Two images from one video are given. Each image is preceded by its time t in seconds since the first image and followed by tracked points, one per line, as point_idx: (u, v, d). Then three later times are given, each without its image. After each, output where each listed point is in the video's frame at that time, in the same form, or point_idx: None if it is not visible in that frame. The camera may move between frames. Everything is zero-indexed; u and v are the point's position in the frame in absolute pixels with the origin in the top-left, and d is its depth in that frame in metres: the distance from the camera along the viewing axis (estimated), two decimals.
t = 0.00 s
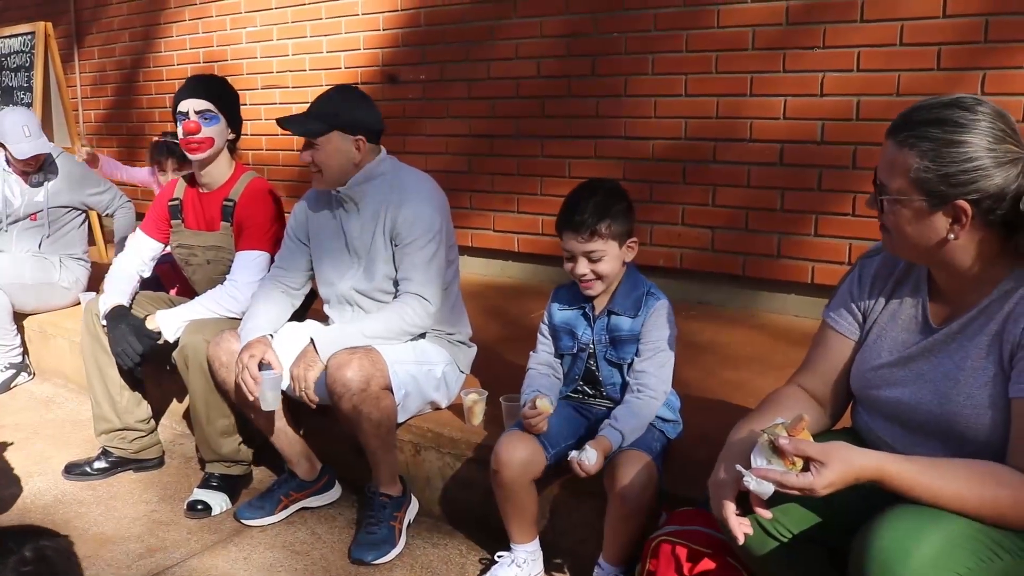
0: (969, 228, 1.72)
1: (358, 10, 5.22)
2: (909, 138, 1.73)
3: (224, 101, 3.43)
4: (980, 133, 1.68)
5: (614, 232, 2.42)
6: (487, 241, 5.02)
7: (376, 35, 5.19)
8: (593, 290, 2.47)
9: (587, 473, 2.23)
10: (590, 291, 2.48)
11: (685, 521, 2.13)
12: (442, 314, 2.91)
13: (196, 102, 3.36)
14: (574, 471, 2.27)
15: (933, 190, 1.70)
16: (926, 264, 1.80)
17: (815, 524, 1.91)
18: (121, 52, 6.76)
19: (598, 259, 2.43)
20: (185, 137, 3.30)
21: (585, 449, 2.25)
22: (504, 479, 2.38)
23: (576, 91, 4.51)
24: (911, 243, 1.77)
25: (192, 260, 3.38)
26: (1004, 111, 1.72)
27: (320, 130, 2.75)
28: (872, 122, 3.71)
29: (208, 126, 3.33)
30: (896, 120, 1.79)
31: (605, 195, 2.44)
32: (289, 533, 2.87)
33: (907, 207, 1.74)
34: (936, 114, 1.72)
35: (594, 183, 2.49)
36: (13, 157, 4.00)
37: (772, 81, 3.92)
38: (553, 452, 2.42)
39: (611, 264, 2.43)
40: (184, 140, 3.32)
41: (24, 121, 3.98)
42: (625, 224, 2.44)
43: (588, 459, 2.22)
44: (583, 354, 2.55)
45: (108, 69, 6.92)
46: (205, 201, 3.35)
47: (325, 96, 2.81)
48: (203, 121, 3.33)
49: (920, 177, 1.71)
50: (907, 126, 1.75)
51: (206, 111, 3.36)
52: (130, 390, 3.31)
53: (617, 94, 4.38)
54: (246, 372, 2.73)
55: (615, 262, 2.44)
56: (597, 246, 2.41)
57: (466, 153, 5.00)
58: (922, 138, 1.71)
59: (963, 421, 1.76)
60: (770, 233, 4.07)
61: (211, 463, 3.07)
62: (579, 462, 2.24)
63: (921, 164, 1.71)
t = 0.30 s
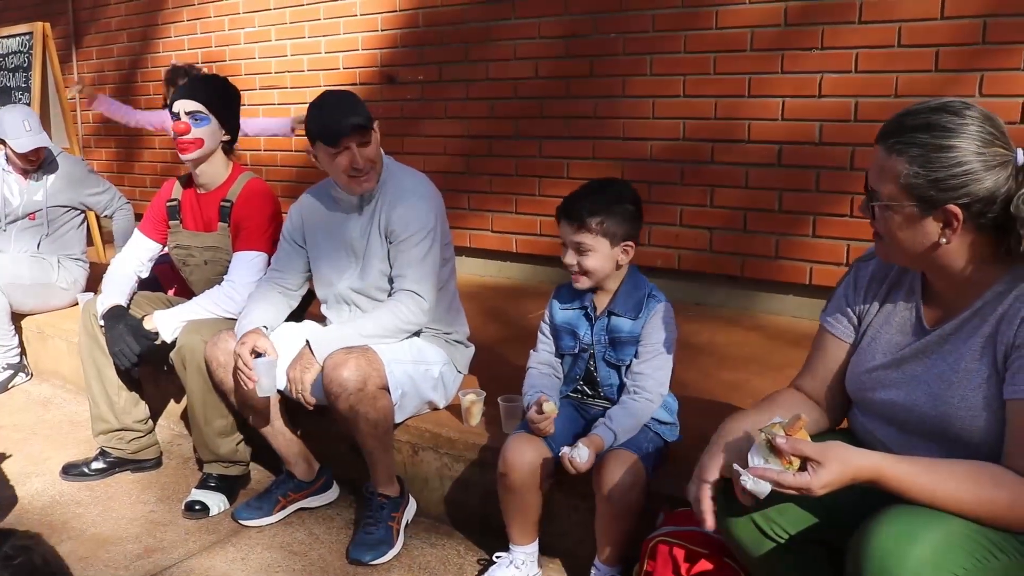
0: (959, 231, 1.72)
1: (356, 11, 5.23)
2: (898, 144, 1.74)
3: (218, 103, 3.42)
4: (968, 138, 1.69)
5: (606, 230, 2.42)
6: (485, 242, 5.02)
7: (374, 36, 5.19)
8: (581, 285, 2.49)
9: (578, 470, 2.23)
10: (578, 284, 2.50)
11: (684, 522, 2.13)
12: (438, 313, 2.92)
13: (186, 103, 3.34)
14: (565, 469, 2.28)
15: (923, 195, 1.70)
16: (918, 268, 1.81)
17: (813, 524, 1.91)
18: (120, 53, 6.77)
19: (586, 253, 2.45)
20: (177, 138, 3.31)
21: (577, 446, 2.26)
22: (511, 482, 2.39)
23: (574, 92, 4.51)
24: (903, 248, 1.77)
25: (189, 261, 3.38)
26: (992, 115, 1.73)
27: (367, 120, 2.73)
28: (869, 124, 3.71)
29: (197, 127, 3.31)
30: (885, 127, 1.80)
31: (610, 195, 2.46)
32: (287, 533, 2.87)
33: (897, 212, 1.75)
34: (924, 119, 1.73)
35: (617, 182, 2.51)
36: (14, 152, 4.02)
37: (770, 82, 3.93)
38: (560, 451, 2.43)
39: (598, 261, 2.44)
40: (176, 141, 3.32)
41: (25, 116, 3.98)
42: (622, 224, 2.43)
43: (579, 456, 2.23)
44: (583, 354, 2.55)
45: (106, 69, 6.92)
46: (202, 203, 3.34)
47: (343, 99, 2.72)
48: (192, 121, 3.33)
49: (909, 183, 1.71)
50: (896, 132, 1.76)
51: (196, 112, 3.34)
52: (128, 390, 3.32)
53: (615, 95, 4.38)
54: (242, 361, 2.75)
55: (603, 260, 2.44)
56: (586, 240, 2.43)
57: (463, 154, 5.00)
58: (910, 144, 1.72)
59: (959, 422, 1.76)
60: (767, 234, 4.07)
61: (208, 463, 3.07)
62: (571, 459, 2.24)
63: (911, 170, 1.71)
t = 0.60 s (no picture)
0: (941, 235, 1.72)
1: (352, 10, 5.22)
2: (872, 155, 1.76)
3: (214, 104, 3.43)
4: (939, 144, 1.69)
5: (600, 230, 2.44)
6: (480, 242, 5.02)
7: (370, 35, 5.19)
8: (574, 279, 2.52)
9: (575, 469, 2.26)
10: (573, 278, 2.53)
11: (678, 521, 2.14)
12: (435, 314, 2.93)
13: (184, 103, 3.36)
14: (562, 468, 2.30)
15: (900, 203, 1.71)
16: (903, 274, 1.81)
17: (807, 527, 1.92)
18: (114, 52, 6.75)
19: (579, 248, 2.47)
20: (173, 137, 3.30)
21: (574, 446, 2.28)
22: (503, 470, 2.39)
23: (569, 92, 4.52)
24: (886, 255, 1.78)
25: (184, 260, 3.38)
26: (964, 120, 1.73)
27: (368, 122, 2.73)
28: (863, 124, 3.72)
29: (196, 127, 3.32)
30: (859, 140, 1.82)
31: (614, 196, 2.48)
32: (280, 533, 2.87)
33: (876, 223, 1.76)
34: (896, 129, 1.74)
35: (622, 183, 2.53)
36: (5, 150, 4.00)
37: (764, 83, 3.94)
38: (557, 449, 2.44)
39: (590, 257, 2.46)
40: (172, 141, 3.32)
41: (17, 114, 3.99)
42: (620, 223, 2.45)
43: (576, 455, 2.26)
44: (580, 353, 2.56)
45: (100, 68, 6.91)
46: (196, 201, 3.34)
47: (343, 99, 2.71)
48: (189, 121, 3.33)
49: (885, 192, 1.72)
50: (870, 143, 1.77)
51: (195, 112, 3.36)
52: (122, 389, 3.32)
53: (609, 96, 4.39)
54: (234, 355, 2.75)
55: (596, 258, 2.46)
56: (579, 235, 2.45)
57: (458, 153, 5.01)
58: (883, 154, 1.73)
59: (954, 422, 1.76)
60: (762, 235, 4.08)
61: (201, 463, 3.07)
62: (568, 459, 2.27)
63: (886, 179, 1.72)
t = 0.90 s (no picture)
0: (924, 233, 1.72)
1: (348, 9, 5.22)
2: (855, 154, 1.76)
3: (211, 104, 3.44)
4: (920, 142, 1.69)
5: (599, 228, 2.44)
6: (476, 241, 5.02)
7: (366, 33, 5.19)
8: (573, 275, 2.51)
9: (576, 468, 2.28)
10: (571, 274, 2.52)
11: (673, 520, 2.14)
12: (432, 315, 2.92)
13: (184, 102, 3.38)
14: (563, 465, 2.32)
15: (882, 201, 1.71)
16: (889, 272, 1.81)
17: (799, 523, 1.92)
18: (110, 51, 6.74)
19: (579, 245, 2.47)
20: (174, 138, 3.30)
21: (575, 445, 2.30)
22: (501, 469, 2.38)
23: (566, 92, 4.51)
24: (872, 254, 1.78)
25: (180, 259, 3.37)
26: (947, 119, 1.74)
27: (367, 122, 2.73)
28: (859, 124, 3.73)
29: (196, 127, 3.34)
30: (843, 139, 1.83)
31: (616, 195, 2.48)
32: (276, 532, 2.86)
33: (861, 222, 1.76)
34: (878, 128, 1.74)
35: (624, 182, 2.53)
36: None
37: (761, 82, 3.94)
38: (552, 446, 2.44)
39: (589, 254, 2.46)
40: (173, 140, 3.31)
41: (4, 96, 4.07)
42: (621, 221, 2.45)
43: (577, 454, 2.28)
44: (579, 351, 2.56)
45: (95, 67, 6.89)
46: (194, 199, 3.33)
47: (343, 99, 2.71)
48: (189, 121, 3.35)
49: (868, 191, 1.73)
50: (853, 143, 1.78)
51: (196, 112, 3.38)
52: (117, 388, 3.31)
53: (606, 95, 4.39)
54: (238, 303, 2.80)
55: (595, 254, 2.46)
56: (579, 232, 2.46)
57: (455, 153, 5.00)
58: (866, 153, 1.74)
59: (942, 419, 1.76)
60: (758, 234, 4.08)
61: (197, 462, 3.07)
62: (569, 457, 2.29)
63: (869, 178, 1.73)
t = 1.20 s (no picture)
0: (919, 233, 1.72)
1: (344, 8, 5.22)
2: (852, 152, 1.76)
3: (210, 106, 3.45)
4: (917, 142, 1.70)
5: (596, 227, 2.45)
6: (473, 241, 5.02)
7: (363, 33, 5.18)
8: (568, 273, 2.51)
9: (570, 470, 2.24)
10: (566, 271, 2.52)
11: (670, 520, 2.14)
12: (429, 315, 2.92)
13: (185, 103, 3.38)
14: (557, 467, 2.28)
15: (878, 200, 1.72)
16: (884, 272, 1.81)
17: (795, 523, 1.92)
18: (107, 51, 6.73)
19: (575, 242, 2.47)
20: (175, 138, 3.31)
21: (570, 446, 2.26)
22: (497, 469, 2.38)
23: (562, 91, 4.52)
24: (867, 252, 1.79)
25: (175, 259, 3.36)
26: (944, 120, 1.74)
27: (362, 122, 2.74)
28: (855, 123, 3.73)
29: (197, 128, 3.34)
30: (841, 137, 1.83)
31: (613, 194, 2.48)
32: (273, 532, 2.86)
33: (858, 219, 1.76)
34: (875, 127, 1.75)
35: (621, 182, 2.54)
36: None
37: (757, 82, 3.95)
38: (549, 446, 2.44)
39: (585, 252, 2.46)
40: (173, 140, 3.32)
41: None
42: (618, 221, 2.45)
43: (573, 457, 2.23)
44: (575, 351, 2.56)
45: (92, 66, 6.89)
46: (190, 199, 3.33)
47: (343, 97, 2.74)
48: (191, 122, 3.35)
49: (864, 189, 1.73)
50: (849, 141, 1.78)
51: (196, 113, 3.37)
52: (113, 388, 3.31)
53: (602, 95, 4.39)
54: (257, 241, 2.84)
55: (590, 253, 2.46)
56: (575, 229, 2.46)
57: (451, 153, 5.00)
58: (863, 151, 1.74)
59: (936, 421, 1.77)
60: (755, 234, 4.09)
61: (194, 462, 3.07)
62: (563, 460, 2.25)
63: (866, 176, 1.73)
